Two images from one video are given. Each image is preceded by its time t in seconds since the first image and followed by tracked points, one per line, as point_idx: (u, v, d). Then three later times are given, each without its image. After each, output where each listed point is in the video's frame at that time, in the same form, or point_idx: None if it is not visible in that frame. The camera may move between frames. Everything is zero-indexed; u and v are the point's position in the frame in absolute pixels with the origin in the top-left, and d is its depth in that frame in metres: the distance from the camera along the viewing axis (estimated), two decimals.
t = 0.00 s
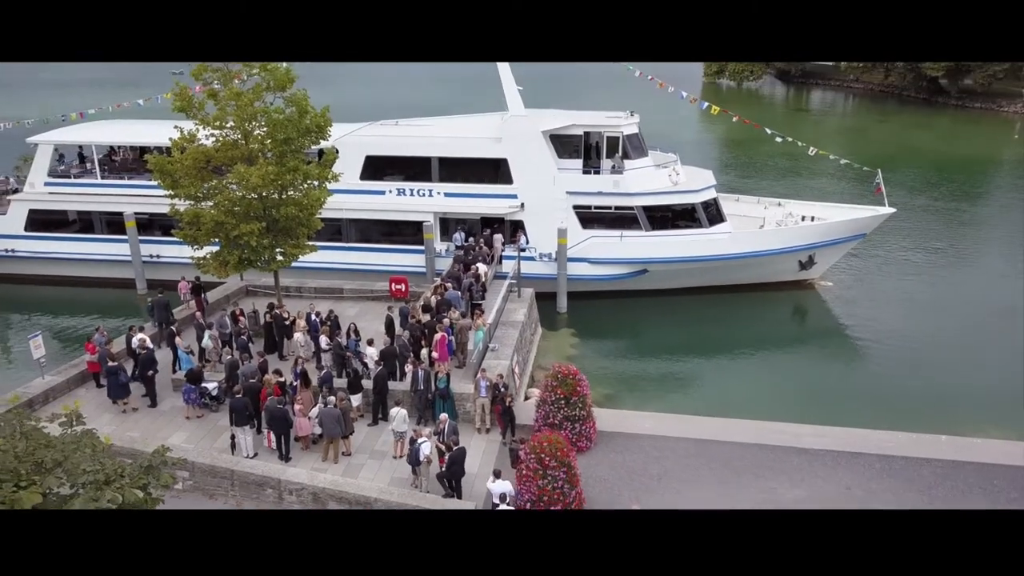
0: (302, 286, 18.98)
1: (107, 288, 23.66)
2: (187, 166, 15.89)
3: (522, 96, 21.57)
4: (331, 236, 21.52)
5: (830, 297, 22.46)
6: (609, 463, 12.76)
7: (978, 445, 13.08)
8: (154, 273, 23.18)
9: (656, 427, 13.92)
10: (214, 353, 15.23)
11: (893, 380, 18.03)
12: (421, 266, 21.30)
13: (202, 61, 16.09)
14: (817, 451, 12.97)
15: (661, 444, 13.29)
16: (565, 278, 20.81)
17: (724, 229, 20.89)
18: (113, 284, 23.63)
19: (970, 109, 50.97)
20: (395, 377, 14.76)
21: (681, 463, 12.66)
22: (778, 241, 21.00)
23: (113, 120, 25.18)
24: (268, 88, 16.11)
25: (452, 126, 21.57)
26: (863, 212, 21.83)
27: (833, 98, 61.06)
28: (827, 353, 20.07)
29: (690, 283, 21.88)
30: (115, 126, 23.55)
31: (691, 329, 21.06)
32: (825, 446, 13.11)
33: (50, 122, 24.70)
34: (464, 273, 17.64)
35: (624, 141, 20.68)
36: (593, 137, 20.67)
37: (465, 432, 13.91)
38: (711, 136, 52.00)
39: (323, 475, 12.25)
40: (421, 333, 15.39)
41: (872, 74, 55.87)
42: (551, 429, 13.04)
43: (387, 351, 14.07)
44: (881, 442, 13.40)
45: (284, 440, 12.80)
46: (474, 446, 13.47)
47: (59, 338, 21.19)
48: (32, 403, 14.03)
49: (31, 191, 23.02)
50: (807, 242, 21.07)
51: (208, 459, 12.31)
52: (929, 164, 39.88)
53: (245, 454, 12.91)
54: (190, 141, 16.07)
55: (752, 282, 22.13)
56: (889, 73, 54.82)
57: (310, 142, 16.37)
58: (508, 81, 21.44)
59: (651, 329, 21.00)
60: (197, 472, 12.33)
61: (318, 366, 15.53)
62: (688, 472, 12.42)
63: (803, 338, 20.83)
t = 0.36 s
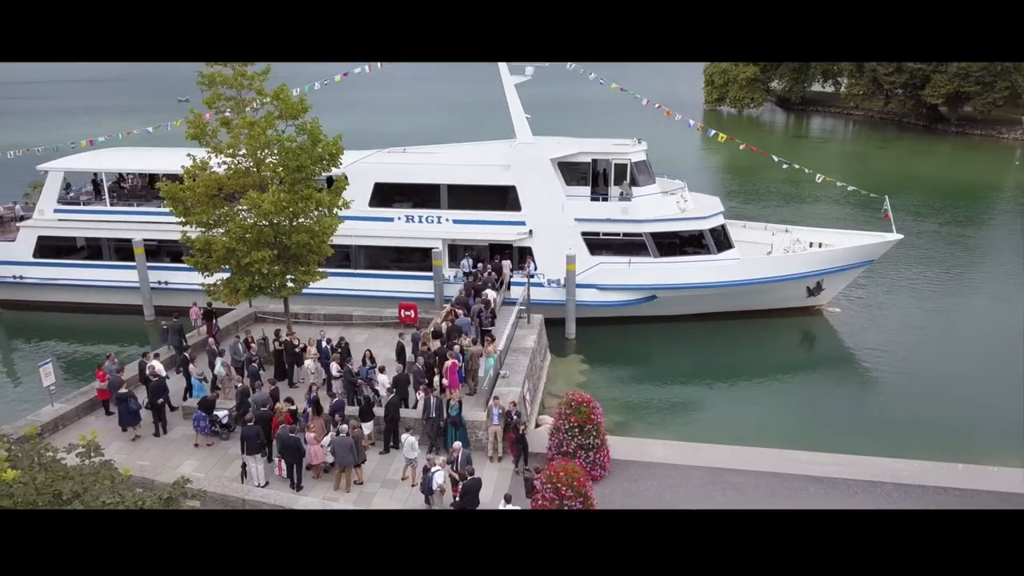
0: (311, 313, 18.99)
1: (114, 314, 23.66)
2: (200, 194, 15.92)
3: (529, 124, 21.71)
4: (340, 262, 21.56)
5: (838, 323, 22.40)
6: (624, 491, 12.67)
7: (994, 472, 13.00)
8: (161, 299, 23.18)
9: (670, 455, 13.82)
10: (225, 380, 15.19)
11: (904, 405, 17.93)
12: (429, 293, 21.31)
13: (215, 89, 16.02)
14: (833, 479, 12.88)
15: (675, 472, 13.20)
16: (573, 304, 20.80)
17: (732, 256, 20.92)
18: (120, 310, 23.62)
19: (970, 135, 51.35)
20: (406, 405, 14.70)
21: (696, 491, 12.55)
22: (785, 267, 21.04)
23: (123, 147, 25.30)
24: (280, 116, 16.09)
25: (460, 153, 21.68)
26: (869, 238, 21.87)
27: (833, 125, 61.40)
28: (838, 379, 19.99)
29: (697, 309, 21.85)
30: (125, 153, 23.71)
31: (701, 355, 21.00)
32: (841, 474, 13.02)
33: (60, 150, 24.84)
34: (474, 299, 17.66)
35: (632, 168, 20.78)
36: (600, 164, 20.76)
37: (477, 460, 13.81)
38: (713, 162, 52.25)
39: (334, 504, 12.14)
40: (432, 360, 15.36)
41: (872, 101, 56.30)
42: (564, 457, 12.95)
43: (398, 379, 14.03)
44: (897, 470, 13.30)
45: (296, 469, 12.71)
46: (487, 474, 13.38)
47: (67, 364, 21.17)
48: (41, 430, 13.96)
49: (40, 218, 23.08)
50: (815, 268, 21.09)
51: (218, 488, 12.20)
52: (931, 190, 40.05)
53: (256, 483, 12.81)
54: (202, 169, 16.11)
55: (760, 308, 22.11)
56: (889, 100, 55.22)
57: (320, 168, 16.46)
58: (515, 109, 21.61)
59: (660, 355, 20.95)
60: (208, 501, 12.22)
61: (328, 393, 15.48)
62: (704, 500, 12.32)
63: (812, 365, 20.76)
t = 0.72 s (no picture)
0: (320, 339, 18.97)
1: (122, 340, 23.62)
2: (212, 221, 15.98)
3: (537, 151, 21.88)
4: (348, 288, 21.57)
5: (848, 349, 22.30)
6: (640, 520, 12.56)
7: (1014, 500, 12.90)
8: (169, 325, 23.17)
9: (686, 484, 13.72)
10: (236, 408, 15.13)
11: (917, 432, 17.84)
12: (438, 319, 21.30)
13: (229, 117, 16.12)
14: (852, 507, 12.78)
15: (692, 500, 13.09)
16: (583, 330, 20.76)
17: (741, 282, 20.91)
18: (128, 337, 23.60)
19: (971, 162, 51.73)
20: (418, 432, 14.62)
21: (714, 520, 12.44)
22: (794, 294, 21.04)
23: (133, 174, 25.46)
24: (292, 144, 16.21)
25: (469, 180, 21.81)
26: (878, 264, 21.87)
27: (833, 151, 61.84)
28: (849, 405, 19.90)
29: (705, 335, 21.80)
30: (135, 180, 23.87)
31: (711, 381, 20.92)
32: (859, 502, 12.93)
33: (70, 177, 24.98)
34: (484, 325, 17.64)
35: (640, 195, 20.89)
36: (608, 192, 20.85)
37: (490, 488, 13.71)
38: (715, 188, 52.53)
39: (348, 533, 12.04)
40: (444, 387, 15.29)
41: (872, 128, 56.75)
42: (579, 485, 12.84)
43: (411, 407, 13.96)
44: (916, 500, 13.18)
45: (308, 497, 12.61)
46: (500, 503, 13.26)
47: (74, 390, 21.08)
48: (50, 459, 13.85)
49: (50, 244, 23.16)
50: (824, 294, 21.09)
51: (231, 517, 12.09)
52: (933, 216, 40.24)
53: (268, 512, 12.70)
54: (215, 196, 16.18)
55: (769, 334, 22.05)
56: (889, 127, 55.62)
57: (332, 195, 16.54)
58: (524, 136, 21.77)
59: (669, 381, 20.87)
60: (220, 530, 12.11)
61: (339, 420, 15.41)
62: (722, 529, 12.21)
63: (823, 392, 20.66)
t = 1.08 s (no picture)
0: (329, 362, 18.96)
1: (128, 364, 23.59)
2: (224, 245, 16.03)
3: (544, 176, 22.04)
4: (356, 311, 21.59)
5: (856, 372, 22.25)
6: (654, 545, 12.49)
7: None
8: (176, 348, 23.17)
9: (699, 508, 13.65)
10: (246, 432, 15.08)
11: (926, 454, 17.83)
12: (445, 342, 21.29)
13: (242, 142, 16.26)
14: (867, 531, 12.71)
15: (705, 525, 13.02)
16: (591, 353, 20.75)
17: (749, 305, 20.95)
18: (135, 360, 23.57)
19: (971, 185, 52.02)
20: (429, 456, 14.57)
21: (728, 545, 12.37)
22: (802, 317, 21.06)
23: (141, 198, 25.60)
24: (304, 169, 16.34)
25: (477, 204, 21.94)
26: (886, 287, 21.92)
27: (834, 175, 62.23)
28: (858, 428, 19.85)
29: (713, 358, 21.77)
30: (144, 204, 24.01)
31: (721, 404, 20.85)
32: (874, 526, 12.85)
33: (78, 201, 25.12)
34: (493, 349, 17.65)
35: (647, 219, 21.00)
36: (615, 216, 20.96)
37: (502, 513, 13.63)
38: (718, 212, 52.75)
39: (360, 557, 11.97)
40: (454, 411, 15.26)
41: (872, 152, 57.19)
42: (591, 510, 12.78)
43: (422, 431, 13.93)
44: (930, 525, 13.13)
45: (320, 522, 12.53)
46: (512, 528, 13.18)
47: (81, 414, 21.04)
48: (57, 483, 13.76)
49: (58, 268, 23.20)
50: (832, 318, 21.12)
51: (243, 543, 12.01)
52: (936, 238, 40.40)
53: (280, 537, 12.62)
54: (226, 219, 16.25)
55: (776, 358, 22.03)
56: (890, 151, 55.94)
57: (343, 219, 16.62)
58: (532, 161, 21.93)
59: (678, 405, 20.80)
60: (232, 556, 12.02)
61: (349, 444, 15.38)
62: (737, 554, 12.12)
63: (832, 415, 20.60)
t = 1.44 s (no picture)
0: (338, 380, 18.97)
1: (136, 381, 23.56)
2: (236, 262, 16.02)
3: (552, 193, 22.14)
4: (365, 328, 21.60)
5: (865, 389, 22.17)
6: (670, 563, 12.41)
7: None
8: (184, 366, 23.16)
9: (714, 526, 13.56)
10: (257, 450, 15.04)
11: (938, 471, 17.78)
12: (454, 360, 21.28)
13: (254, 160, 16.35)
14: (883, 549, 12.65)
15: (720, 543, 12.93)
16: (600, 371, 20.74)
17: (757, 322, 20.97)
18: (142, 378, 23.54)
19: (973, 203, 52.24)
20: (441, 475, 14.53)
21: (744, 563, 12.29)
22: (810, 335, 21.07)
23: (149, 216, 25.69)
24: (316, 187, 16.42)
25: (486, 222, 22.02)
26: (894, 304, 21.96)
27: (835, 193, 62.53)
28: (869, 445, 19.79)
29: (722, 376, 21.74)
30: (153, 222, 24.11)
31: (730, 422, 20.80)
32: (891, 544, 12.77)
33: (87, 219, 25.20)
34: (504, 366, 17.65)
35: (656, 237, 21.03)
36: (623, 233, 20.99)
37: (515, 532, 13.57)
38: (720, 230, 52.93)
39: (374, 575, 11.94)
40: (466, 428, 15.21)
41: (873, 169, 57.52)
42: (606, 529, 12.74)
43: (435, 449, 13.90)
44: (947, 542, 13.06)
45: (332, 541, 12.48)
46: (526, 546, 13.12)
47: (89, 432, 20.98)
48: (69, 502, 13.70)
49: (66, 285, 23.23)
50: (840, 336, 21.14)
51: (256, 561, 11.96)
52: (939, 256, 40.51)
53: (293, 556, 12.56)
54: (239, 237, 16.29)
55: (786, 376, 21.99)
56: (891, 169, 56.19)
57: (354, 236, 16.67)
58: (540, 179, 22.03)
59: (687, 422, 20.75)
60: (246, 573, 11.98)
61: (361, 462, 15.35)
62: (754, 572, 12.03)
63: (842, 433, 20.51)
